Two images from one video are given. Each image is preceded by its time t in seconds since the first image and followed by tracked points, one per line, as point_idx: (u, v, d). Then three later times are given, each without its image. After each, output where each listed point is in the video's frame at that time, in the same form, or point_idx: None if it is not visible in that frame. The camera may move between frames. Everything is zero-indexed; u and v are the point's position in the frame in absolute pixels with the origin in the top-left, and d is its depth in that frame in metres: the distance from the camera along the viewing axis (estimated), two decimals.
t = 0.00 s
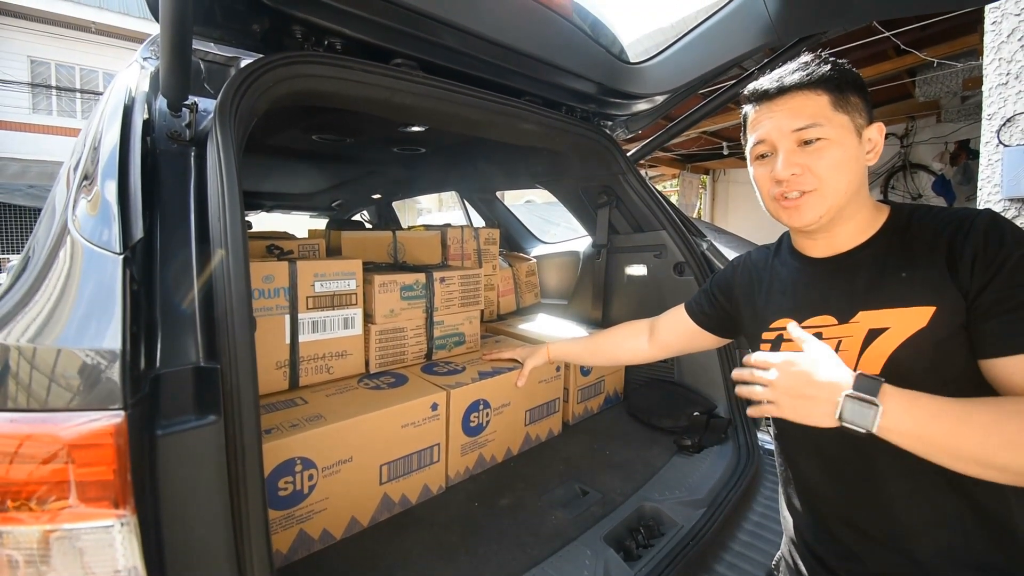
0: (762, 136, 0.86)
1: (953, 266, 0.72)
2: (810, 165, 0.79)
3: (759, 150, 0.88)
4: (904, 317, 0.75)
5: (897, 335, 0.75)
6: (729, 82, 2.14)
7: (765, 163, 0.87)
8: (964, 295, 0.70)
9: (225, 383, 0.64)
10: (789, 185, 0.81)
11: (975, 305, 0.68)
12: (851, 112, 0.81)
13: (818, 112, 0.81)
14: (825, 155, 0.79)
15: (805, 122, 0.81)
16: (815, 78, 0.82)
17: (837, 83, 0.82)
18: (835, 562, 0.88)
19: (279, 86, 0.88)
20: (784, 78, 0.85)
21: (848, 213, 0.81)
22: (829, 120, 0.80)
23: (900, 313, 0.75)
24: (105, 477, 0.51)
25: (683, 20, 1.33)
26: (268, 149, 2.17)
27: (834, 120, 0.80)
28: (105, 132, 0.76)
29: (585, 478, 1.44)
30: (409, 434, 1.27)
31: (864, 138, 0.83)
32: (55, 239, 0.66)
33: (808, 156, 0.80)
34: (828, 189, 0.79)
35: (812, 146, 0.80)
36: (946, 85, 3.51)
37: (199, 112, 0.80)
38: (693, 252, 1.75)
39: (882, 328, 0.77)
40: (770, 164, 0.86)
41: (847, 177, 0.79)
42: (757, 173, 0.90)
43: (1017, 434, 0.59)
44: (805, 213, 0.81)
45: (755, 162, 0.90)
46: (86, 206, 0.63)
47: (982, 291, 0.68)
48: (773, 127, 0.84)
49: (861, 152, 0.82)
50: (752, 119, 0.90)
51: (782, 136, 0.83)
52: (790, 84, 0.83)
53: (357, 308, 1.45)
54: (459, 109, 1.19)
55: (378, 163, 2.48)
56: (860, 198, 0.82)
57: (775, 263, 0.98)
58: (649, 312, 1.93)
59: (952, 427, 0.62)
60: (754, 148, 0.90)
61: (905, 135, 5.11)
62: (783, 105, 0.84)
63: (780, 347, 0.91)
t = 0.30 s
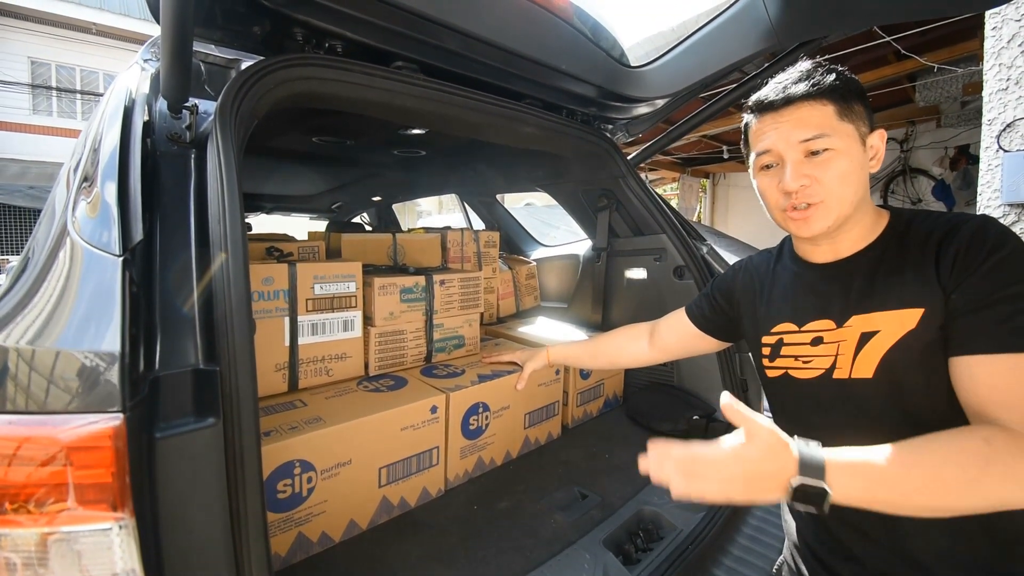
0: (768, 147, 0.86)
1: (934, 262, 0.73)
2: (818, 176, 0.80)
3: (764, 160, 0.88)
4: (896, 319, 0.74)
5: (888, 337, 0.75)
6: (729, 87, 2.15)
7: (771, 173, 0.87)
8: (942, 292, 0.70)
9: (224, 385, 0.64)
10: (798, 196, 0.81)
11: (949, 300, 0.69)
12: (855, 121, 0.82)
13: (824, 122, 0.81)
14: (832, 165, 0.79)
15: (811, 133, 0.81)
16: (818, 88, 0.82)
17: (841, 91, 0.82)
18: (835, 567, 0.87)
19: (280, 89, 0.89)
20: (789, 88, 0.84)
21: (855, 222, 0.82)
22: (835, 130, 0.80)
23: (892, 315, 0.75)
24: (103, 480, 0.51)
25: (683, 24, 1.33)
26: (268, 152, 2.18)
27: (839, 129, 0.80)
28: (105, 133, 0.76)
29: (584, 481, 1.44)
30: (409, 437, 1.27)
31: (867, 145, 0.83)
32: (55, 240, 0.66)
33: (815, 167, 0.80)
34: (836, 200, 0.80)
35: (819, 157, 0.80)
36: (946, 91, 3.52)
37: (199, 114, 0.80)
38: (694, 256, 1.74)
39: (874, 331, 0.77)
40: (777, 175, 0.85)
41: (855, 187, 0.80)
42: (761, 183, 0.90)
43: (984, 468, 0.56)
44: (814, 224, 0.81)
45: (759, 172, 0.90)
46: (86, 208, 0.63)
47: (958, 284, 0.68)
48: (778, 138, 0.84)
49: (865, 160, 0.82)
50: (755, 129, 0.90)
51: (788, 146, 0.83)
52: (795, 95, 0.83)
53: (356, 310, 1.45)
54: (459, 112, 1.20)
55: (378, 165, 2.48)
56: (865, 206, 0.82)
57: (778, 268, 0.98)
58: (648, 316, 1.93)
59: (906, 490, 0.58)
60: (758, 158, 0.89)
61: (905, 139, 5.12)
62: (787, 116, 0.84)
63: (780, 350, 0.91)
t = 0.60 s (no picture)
0: (765, 138, 0.86)
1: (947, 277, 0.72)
2: (818, 165, 0.80)
3: (759, 154, 0.87)
4: (898, 326, 0.75)
5: (894, 344, 0.75)
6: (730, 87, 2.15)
7: (767, 165, 0.86)
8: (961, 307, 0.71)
9: (222, 388, 0.64)
10: (798, 185, 0.80)
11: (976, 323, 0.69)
12: (846, 118, 0.84)
13: (819, 114, 0.83)
14: (830, 155, 0.80)
15: (808, 123, 0.82)
16: (812, 84, 0.85)
17: (833, 88, 0.85)
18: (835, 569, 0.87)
19: (280, 91, 0.89)
20: (785, 80, 0.87)
21: (852, 216, 0.82)
22: (830, 123, 0.82)
23: (895, 323, 0.75)
24: (101, 484, 0.51)
25: (683, 25, 1.32)
26: (268, 153, 2.18)
27: (833, 123, 0.83)
28: (103, 135, 0.76)
29: (584, 483, 1.43)
30: (409, 439, 1.27)
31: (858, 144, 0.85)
32: (53, 243, 0.66)
33: (815, 156, 0.81)
34: (837, 189, 0.79)
35: (817, 147, 0.81)
36: (946, 91, 3.52)
37: (197, 115, 0.80)
38: (694, 258, 1.75)
39: (879, 337, 0.77)
40: (773, 166, 0.85)
41: (852, 179, 0.80)
42: (754, 177, 0.88)
43: None
44: (815, 214, 0.80)
45: (751, 166, 0.89)
46: (84, 211, 0.63)
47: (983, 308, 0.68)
48: (776, 128, 0.85)
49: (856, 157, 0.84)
50: (748, 123, 0.90)
51: (786, 137, 0.83)
52: (791, 86, 0.86)
53: (356, 312, 1.45)
54: (458, 113, 1.20)
55: (378, 167, 2.48)
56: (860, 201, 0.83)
57: (771, 270, 0.97)
58: (648, 317, 1.93)
59: None
60: (751, 152, 0.89)
61: (904, 140, 5.12)
62: (784, 108, 0.85)
63: (776, 355, 0.91)
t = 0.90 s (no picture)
0: (766, 134, 0.86)
1: (965, 284, 0.73)
2: (822, 162, 0.80)
3: (760, 150, 0.87)
4: (917, 327, 0.75)
5: (912, 345, 0.75)
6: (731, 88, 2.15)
7: (768, 161, 0.86)
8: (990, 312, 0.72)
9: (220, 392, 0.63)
10: (801, 181, 0.80)
11: (1012, 327, 0.71)
12: (847, 117, 0.85)
13: (822, 112, 0.83)
14: (833, 153, 0.80)
15: (811, 120, 0.82)
16: (815, 81, 0.86)
17: (836, 85, 0.86)
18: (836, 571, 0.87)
19: (279, 92, 0.89)
20: (788, 75, 0.88)
21: (853, 215, 0.81)
22: (832, 121, 0.82)
23: (914, 323, 0.75)
24: (98, 489, 0.51)
25: (683, 26, 1.31)
26: (267, 155, 2.18)
27: (835, 121, 0.83)
28: (101, 138, 0.75)
29: (584, 485, 1.43)
30: (408, 441, 1.26)
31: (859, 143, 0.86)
32: (50, 246, 0.65)
33: (818, 153, 0.81)
34: (839, 187, 0.79)
35: (820, 144, 0.81)
36: (944, 92, 3.53)
37: (196, 117, 0.80)
38: (693, 259, 1.74)
39: (896, 338, 0.77)
40: (774, 162, 0.84)
41: (854, 177, 0.80)
42: (754, 173, 0.88)
43: None
44: (818, 211, 0.80)
45: (751, 162, 0.89)
46: (82, 214, 0.63)
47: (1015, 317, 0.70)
48: (778, 124, 0.84)
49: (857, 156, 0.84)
50: (749, 120, 0.90)
51: (788, 133, 0.83)
52: (796, 81, 0.86)
53: (355, 314, 1.44)
54: (457, 115, 1.19)
55: (377, 168, 2.48)
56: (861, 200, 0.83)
57: (767, 271, 0.97)
58: (648, 318, 1.93)
59: None
60: (752, 148, 0.88)
61: (903, 141, 5.13)
62: (786, 104, 0.85)
63: (782, 356, 0.90)
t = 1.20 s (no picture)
0: (763, 132, 0.87)
1: (966, 286, 0.73)
2: (814, 159, 0.80)
3: (756, 147, 0.88)
4: (916, 334, 0.75)
5: (910, 352, 0.76)
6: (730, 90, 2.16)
7: (764, 158, 0.86)
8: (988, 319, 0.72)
9: (219, 395, 0.63)
10: (794, 178, 0.80)
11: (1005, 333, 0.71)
12: (847, 116, 0.85)
13: (819, 110, 0.83)
14: (827, 150, 0.80)
15: (807, 118, 0.83)
16: (814, 80, 0.86)
17: (837, 83, 0.86)
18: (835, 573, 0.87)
19: (280, 95, 0.89)
20: (788, 73, 0.88)
21: (848, 213, 0.81)
22: (829, 119, 0.83)
23: (913, 330, 0.75)
24: (97, 492, 0.50)
25: (682, 29, 1.32)
26: (266, 157, 2.18)
27: (832, 119, 0.83)
28: (100, 140, 0.75)
29: (584, 487, 1.43)
30: (408, 443, 1.26)
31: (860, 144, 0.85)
32: (50, 249, 0.65)
33: (811, 149, 0.81)
34: (831, 185, 0.79)
35: (814, 141, 0.81)
36: (942, 94, 3.54)
37: (195, 120, 0.80)
38: (693, 261, 1.74)
39: (895, 345, 0.77)
40: (770, 160, 0.85)
41: (849, 175, 0.80)
42: (750, 170, 0.88)
43: None
44: (808, 208, 0.80)
45: (749, 160, 0.90)
46: (82, 217, 0.63)
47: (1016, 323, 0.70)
48: (774, 122, 0.85)
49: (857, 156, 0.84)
50: (748, 118, 0.91)
51: (784, 131, 0.84)
52: (795, 79, 0.87)
53: (354, 316, 1.44)
54: (457, 117, 1.20)
55: (376, 170, 2.48)
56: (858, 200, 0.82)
57: (767, 273, 0.97)
58: (648, 320, 1.93)
59: None
60: (750, 145, 0.89)
61: (902, 142, 5.14)
62: (784, 102, 0.86)
63: (781, 360, 0.90)
